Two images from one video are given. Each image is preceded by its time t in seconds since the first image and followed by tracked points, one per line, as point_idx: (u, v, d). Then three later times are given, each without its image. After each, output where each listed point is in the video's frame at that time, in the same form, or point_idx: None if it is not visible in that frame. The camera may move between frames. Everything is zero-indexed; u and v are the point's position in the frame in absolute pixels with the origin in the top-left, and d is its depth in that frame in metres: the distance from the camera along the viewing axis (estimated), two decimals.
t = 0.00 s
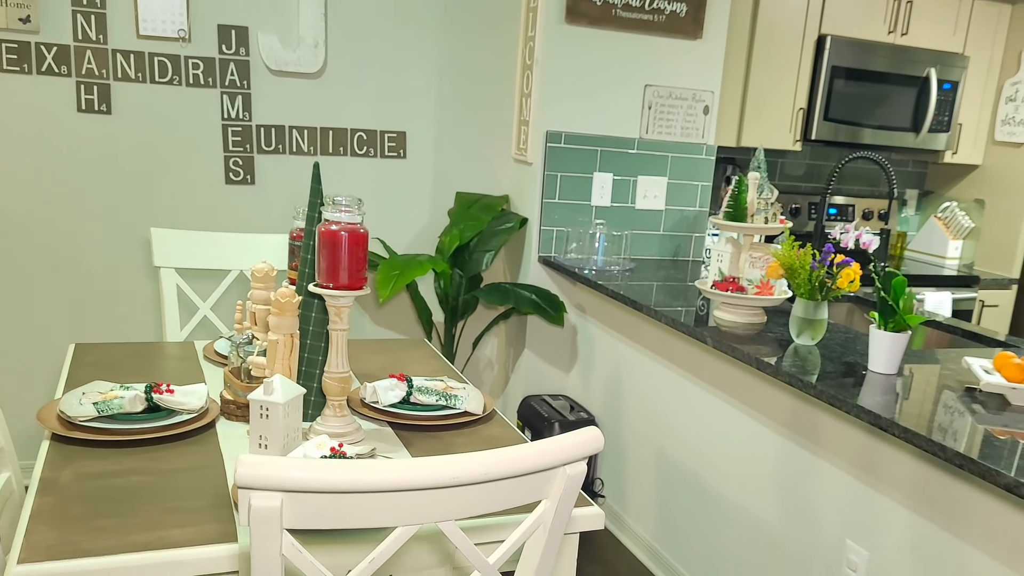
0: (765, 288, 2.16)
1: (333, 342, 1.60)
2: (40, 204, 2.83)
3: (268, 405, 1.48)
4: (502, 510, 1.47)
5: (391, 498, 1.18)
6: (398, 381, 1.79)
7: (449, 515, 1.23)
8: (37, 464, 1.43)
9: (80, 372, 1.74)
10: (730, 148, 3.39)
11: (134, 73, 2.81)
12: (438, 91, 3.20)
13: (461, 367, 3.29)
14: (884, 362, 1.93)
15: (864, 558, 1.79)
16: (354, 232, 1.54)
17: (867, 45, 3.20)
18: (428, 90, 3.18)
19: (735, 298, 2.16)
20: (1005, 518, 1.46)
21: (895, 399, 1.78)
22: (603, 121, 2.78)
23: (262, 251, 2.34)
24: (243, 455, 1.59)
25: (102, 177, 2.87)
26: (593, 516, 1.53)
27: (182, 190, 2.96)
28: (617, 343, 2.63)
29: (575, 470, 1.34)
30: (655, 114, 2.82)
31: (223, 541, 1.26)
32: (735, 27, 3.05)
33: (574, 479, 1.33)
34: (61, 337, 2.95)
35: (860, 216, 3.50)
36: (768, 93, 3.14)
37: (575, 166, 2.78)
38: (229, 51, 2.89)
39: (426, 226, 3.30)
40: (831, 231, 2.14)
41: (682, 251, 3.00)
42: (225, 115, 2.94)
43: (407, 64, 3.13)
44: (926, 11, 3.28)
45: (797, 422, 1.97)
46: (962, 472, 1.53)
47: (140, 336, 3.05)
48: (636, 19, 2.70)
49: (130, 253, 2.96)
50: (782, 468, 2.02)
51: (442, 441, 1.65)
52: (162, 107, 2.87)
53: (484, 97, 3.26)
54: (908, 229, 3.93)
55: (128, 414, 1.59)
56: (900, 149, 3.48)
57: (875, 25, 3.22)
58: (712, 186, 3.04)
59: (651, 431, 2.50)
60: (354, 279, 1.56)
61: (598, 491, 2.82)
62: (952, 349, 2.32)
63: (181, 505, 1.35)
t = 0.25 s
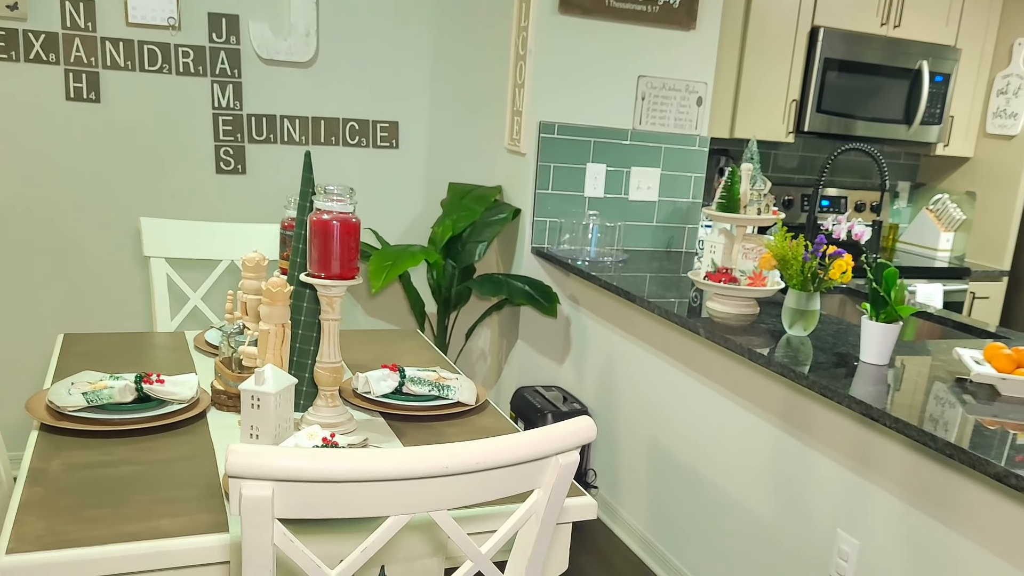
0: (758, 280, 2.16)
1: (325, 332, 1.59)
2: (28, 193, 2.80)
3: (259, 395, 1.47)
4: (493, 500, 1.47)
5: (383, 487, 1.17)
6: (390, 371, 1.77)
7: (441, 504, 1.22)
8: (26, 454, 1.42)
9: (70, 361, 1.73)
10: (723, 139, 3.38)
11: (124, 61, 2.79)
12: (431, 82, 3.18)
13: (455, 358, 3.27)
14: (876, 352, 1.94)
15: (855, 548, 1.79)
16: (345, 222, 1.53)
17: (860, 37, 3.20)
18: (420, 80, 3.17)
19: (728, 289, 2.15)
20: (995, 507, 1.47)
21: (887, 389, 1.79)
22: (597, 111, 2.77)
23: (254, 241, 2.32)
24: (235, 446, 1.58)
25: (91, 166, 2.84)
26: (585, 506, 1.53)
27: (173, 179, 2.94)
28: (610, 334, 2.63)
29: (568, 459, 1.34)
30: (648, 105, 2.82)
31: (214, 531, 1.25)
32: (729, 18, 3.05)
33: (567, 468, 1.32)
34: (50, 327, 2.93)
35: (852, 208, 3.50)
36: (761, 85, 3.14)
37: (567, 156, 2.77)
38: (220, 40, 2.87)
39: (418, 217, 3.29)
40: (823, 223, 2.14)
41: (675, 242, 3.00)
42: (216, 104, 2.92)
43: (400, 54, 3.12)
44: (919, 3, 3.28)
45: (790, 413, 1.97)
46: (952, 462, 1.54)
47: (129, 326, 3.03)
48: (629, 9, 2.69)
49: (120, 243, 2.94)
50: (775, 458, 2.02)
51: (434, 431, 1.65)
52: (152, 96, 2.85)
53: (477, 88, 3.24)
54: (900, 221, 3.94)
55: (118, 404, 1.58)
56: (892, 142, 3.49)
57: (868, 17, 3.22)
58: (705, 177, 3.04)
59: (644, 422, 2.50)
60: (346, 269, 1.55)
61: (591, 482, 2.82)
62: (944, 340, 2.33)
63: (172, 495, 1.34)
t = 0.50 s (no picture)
0: (747, 269, 2.17)
1: (314, 322, 1.59)
2: (14, 184, 2.78)
3: (248, 385, 1.47)
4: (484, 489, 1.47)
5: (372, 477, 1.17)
6: (380, 361, 1.77)
7: (431, 493, 1.22)
8: (14, 445, 1.41)
9: (57, 352, 1.72)
10: (713, 130, 3.38)
11: (110, 50, 2.77)
12: (420, 72, 3.17)
13: (444, 349, 3.25)
14: (865, 342, 1.95)
15: (844, 537, 1.80)
16: (334, 211, 1.53)
17: (849, 27, 3.21)
18: (409, 70, 3.15)
19: (717, 279, 2.16)
20: (983, 495, 1.48)
21: (875, 378, 1.80)
22: (586, 101, 2.77)
23: (242, 231, 2.31)
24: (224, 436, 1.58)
25: (78, 156, 2.82)
26: (575, 496, 1.53)
27: (160, 169, 2.93)
28: (600, 325, 2.63)
29: (557, 448, 1.34)
30: (638, 95, 2.81)
31: (203, 521, 1.25)
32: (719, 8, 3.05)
33: (557, 457, 1.32)
34: (37, 319, 2.91)
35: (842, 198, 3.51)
36: (751, 75, 3.14)
37: (557, 146, 2.76)
38: (207, 29, 2.85)
39: (407, 207, 3.28)
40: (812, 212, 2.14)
41: (665, 232, 3.00)
42: (203, 94, 2.90)
43: (388, 43, 3.10)
44: None
45: (779, 403, 1.97)
46: (941, 450, 1.55)
47: (117, 317, 3.01)
48: None
49: (107, 234, 2.92)
50: (765, 448, 2.02)
51: (424, 421, 1.65)
52: (139, 86, 2.83)
53: (466, 78, 3.23)
54: (889, 211, 3.95)
55: (107, 395, 1.57)
56: (881, 132, 3.49)
57: (857, 7, 3.22)
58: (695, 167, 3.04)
59: (635, 413, 2.51)
60: (335, 258, 1.55)
61: (581, 473, 2.82)
62: (932, 330, 2.34)
63: (161, 486, 1.34)
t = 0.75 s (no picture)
0: (738, 260, 2.17)
1: (304, 314, 1.58)
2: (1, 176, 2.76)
3: (237, 376, 1.46)
4: (474, 480, 1.47)
5: (361, 468, 1.17)
6: (370, 353, 1.77)
7: (421, 484, 1.22)
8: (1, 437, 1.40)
9: (44, 345, 1.71)
10: (704, 121, 3.38)
11: (97, 41, 2.74)
12: (410, 63, 3.16)
13: (436, 341, 3.26)
14: (856, 332, 1.95)
15: (834, 526, 1.81)
16: (323, 202, 1.52)
17: (840, 18, 3.21)
18: (400, 61, 3.14)
19: (709, 271, 2.16)
20: (971, 483, 1.49)
21: (866, 368, 1.80)
22: (577, 92, 2.76)
23: (231, 224, 2.30)
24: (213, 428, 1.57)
25: (65, 148, 2.80)
26: (566, 486, 1.53)
27: (147, 161, 2.91)
28: (592, 316, 2.63)
29: (548, 438, 1.34)
30: (629, 86, 2.81)
31: (192, 513, 1.25)
32: None
33: (547, 447, 1.32)
34: (25, 312, 2.90)
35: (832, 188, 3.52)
36: (741, 66, 3.14)
37: (548, 138, 2.76)
38: (195, 20, 2.83)
39: (398, 199, 3.27)
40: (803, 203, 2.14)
41: (657, 224, 3.00)
42: (192, 85, 2.89)
43: (378, 34, 3.09)
44: None
45: (770, 393, 1.98)
46: (931, 439, 1.56)
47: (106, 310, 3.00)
48: None
49: (95, 226, 2.90)
50: (755, 438, 2.03)
51: (415, 413, 1.64)
52: (126, 78, 2.81)
53: (457, 68, 3.22)
54: (880, 202, 3.95)
55: (95, 387, 1.56)
56: (872, 123, 3.49)
57: None
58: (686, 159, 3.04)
59: (627, 404, 2.51)
60: (324, 250, 1.54)
61: (573, 464, 2.82)
62: (922, 320, 2.35)
63: (150, 478, 1.33)
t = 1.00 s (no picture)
0: (728, 250, 2.17)
1: (293, 307, 1.58)
2: None
3: (226, 370, 1.46)
4: (465, 471, 1.47)
5: (350, 460, 1.16)
6: (361, 346, 1.76)
7: (411, 475, 1.22)
8: None
9: (30, 340, 1.70)
10: (694, 112, 3.37)
11: (82, 33, 2.72)
12: (399, 55, 3.14)
13: (427, 333, 3.27)
14: (845, 321, 1.96)
15: (825, 514, 1.82)
16: (311, 194, 1.52)
17: (829, 8, 3.21)
18: (388, 53, 3.13)
19: (699, 261, 2.16)
20: (960, 469, 1.51)
21: (856, 357, 1.81)
22: (566, 83, 2.75)
23: (218, 217, 2.29)
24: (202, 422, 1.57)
25: (50, 141, 2.78)
26: (557, 477, 1.53)
27: (134, 154, 2.88)
28: (583, 307, 2.63)
29: (538, 429, 1.34)
30: (619, 77, 2.80)
31: (181, 507, 1.24)
32: None
33: (538, 438, 1.32)
34: (11, 307, 2.88)
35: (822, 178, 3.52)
36: (731, 57, 3.13)
37: (537, 129, 2.75)
38: (181, 11, 2.81)
39: (387, 191, 3.26)
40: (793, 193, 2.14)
41: (648, 215, 3.00)
42: (178, 77, 2.87)
43: (366, 26, 3.07)
44: None
45: (761, 383, 1.98)
46: (920, 427, 1.57)
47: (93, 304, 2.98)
48: None
49: (81, 220, 2.89)
50: (747, 427, 2.04)
51: (406, 405, 1.64)
52: (111, 70, 2.79)
53: (446, 60, 3.21)
54: (869, 192, 3.96)
55: (82, 382, 1.56)
56: (861, 113, 3.50)
57: None
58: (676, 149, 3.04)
59: (618, 395, 2.51)
60: (313, 242, 1.53)
61: (566, 456, 2.82)
62: (911, 309, 2.35)
63: (139, 473, 1.32)
